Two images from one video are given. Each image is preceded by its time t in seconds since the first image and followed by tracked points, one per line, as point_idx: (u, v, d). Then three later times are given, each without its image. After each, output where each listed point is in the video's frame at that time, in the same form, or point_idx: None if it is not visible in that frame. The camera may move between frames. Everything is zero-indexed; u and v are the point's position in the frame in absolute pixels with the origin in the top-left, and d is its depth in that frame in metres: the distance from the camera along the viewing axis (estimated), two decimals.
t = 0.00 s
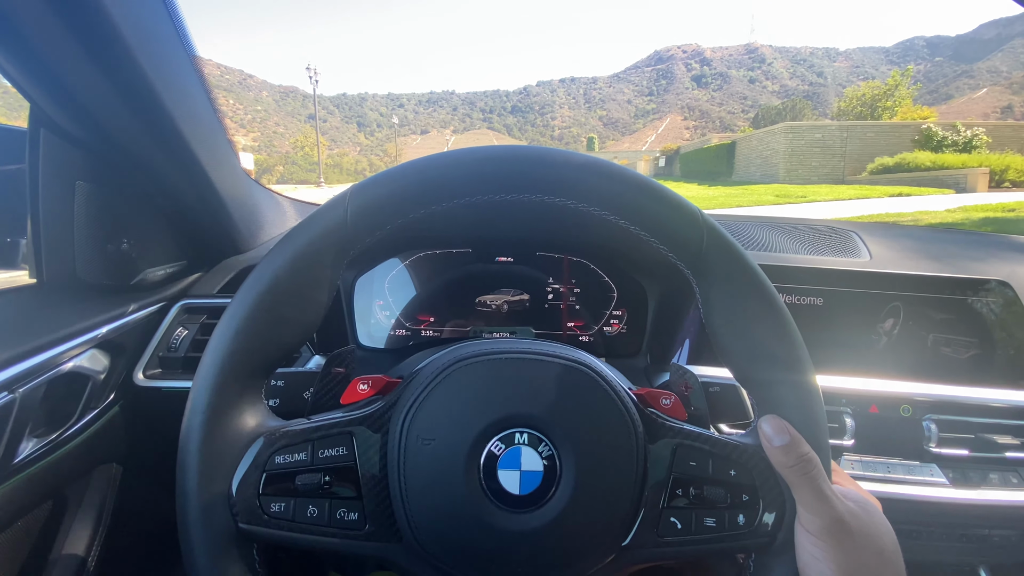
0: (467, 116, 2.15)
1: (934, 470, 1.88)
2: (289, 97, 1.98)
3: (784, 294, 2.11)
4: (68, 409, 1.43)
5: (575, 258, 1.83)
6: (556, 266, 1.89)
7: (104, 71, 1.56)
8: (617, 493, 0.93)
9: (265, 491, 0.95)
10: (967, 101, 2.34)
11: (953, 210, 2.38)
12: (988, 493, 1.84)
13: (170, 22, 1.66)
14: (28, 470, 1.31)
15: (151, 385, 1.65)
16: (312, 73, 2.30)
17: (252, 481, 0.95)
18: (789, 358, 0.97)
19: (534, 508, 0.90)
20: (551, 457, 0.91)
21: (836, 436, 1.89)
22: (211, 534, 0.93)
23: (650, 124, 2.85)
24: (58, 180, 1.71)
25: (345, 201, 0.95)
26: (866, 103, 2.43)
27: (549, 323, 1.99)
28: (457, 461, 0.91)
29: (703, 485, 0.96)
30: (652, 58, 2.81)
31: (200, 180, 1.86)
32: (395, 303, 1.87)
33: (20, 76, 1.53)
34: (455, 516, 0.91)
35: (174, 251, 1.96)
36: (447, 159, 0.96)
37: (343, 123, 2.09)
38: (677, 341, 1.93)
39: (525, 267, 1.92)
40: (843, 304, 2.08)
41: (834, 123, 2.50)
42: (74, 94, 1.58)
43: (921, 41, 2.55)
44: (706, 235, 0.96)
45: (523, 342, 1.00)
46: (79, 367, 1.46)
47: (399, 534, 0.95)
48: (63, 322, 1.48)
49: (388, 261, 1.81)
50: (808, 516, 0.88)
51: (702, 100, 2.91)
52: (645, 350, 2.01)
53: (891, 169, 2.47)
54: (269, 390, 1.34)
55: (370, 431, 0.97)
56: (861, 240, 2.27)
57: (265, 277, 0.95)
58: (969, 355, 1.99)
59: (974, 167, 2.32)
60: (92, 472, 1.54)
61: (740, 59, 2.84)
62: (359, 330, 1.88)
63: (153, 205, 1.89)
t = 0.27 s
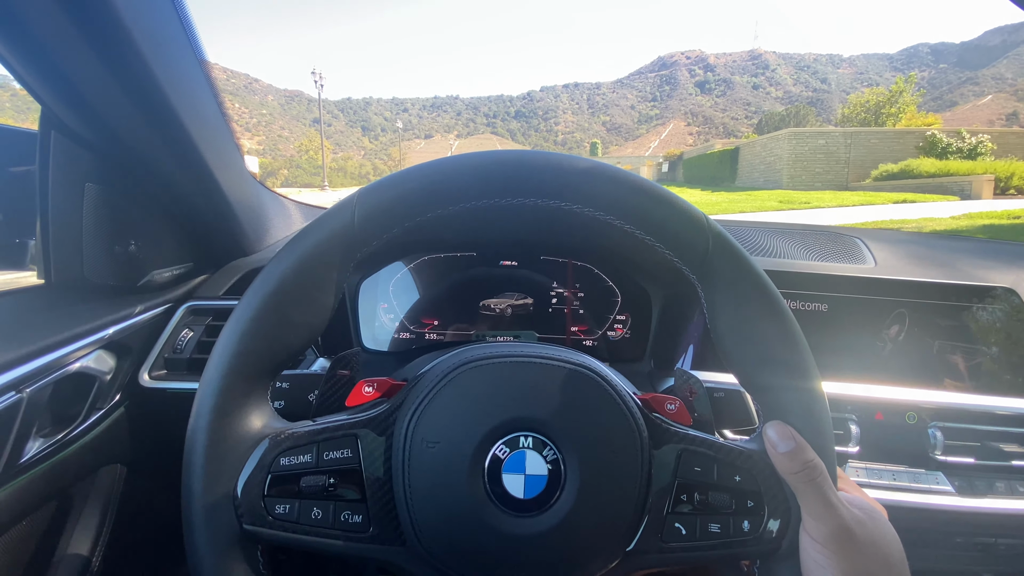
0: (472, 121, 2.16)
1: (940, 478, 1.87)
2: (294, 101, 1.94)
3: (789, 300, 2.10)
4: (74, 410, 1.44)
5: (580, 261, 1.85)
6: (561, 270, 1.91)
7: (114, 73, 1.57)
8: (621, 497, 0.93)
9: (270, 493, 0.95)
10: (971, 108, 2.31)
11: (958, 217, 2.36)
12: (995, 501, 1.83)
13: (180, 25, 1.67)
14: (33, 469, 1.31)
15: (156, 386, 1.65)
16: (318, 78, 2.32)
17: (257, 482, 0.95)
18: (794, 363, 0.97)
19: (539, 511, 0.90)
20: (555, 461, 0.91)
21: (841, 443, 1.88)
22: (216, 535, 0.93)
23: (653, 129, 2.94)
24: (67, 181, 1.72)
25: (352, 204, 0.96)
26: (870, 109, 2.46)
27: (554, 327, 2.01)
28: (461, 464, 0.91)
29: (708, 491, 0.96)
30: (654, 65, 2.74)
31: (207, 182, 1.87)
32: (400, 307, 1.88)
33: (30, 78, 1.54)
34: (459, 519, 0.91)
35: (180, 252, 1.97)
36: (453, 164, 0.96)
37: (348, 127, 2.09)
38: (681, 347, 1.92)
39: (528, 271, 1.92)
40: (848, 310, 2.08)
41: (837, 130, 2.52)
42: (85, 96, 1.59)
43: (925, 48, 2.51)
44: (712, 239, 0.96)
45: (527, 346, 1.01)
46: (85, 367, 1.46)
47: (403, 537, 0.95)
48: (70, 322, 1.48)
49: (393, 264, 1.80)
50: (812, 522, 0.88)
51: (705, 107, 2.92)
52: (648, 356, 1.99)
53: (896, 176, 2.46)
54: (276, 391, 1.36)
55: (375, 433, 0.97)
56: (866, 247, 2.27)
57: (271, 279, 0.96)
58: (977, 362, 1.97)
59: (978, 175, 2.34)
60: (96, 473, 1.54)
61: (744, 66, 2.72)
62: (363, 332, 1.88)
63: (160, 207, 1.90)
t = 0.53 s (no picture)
0: (474, 124, 2.16)
1: (942, 482, 1.86)
2: (299, 104, 1.97)
3: (791, 303, 2.10)
4: (72, 410, 1.44)
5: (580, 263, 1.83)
6: (560, 272, 1.90)
7: (113, 75, 1.57)
8: (617, 500, 0.93)
9: (264, 495, 0.95)
10: (976, 111, 2.30)
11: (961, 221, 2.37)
12: (997, 506, 1.81)
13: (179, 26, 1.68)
14: (31, 469, 1.31)
15: (155, 387, 1.65)
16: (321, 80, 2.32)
17: (252, 483, 0.95)
18: (794, 366, 0.96)
19: (534, 515, 0.89)
20: (551, 464, 0.90)
21: (842, 447, 1.87)
22: (210, 536, 0.93)
23: (656, 132, 2.88)
24: (67, 182, 1.72)
25: (348, 205, 0.95)
26: (874, 112, 2.50)
27: (554, 329, 2.01)
28: (457, 466, 0.91)
29: (705, 494, 0.95)
30: (658, 68, 2.76)
31: (207, 184, 1.87)
32: (399, 309, 1.87)
33: (30, 79, 1.54)
34: (454, 522, 0.90)
35: (180, 253, 1.97)
36: (450, 164, 0.96)
37: (352, 129, 2.11)
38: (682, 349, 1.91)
39: (528, 273, 1.91)
40: (849, 313, 2.07)
41: (841, 132, 2.52)
42: (84, 98, 1.59)
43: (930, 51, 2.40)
44: (710, 241, 0.95)
45: (524, 347, 1.00)
46: (84, 368, 1.46)
47: (398, 540, 0.94)
48: (69, 323, 1.48)
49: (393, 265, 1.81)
50: (810, 527, 0.87)
51: (708, 109, 2.89)
52: (648, 358, 1.99)
53: (901, 178, 2.45)
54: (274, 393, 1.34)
55: (370, 435, 0.97)
56: (868, 249, 2.26)
57: (267, 280, 0.95)
58: (979, 365, 1.96)
59: (983, 178, 2.29)
60: (94, 473, 1.54)
61: (747, 69, 2.74)
62: (363, 335, 1.88)
63: (160, 208, 1.90)
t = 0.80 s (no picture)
0: (477, 123, 2.16)
1: (941, 483, 1.85)
2: (303, 103, 1.96)
3: (790, 302, 2.09)
4: (71, 407, 1.45)
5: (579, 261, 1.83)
6: (560, 271, 1.90)
7: (112, 73, 1.57)
8: (611, 498, 0.93)
9: (260, 491, 0.95)
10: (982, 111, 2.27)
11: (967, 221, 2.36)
12: (996, 507, 1.81)
13: (178, 24, 1.68)
14: (30, 465, 1.32)
15: (155, 384, 1.66)
16: (325, 79, 2.33)
17: (247, 479, 0.95)
18: (789, 366, 0.96)
19: (528, 512, 0.89)
20: (545, 462, 0.91)
21: (840, 447, 1.87)
22: (205, 531, 0.93)
23: (660, 131, 2.85)
24: (67, 181, 1.72)
25: (345, 203, 0.96)
26: (879, 111, 2.48)
27: (552, 329, 1.98)
28: (451, 463, 0.91)
29: (699, 493, 0.95)
30: (661, 67, 2.68)
31: (207, 182, 1.87)
32: (399, 307, 1.88)
33: (30, 78, 1.54)
34: (448, 519, 0.90)
35: (179, 251, 1.98)
36: (447, 162, 0.96)
37: (355, 129, 2.10)
38: (680, 348, 1.91)
39: (528, 271, 1.91)
40: (848, 313, 2.06)
41: (846, 132, 2.53)
42: (85, 97, 1.60)
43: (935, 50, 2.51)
44: (706, 241, 0.95)
45: (519, 345, 1.00)
46: (84, 364, 1.47)
47: (392, 536, 0.95)
48: (69, 320, 1.49)
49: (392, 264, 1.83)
50: (803, 526, 0.87)
51: (712, 109, 2.83)
52: (647, 357, 1.99)
53: (903, 177, 2.42)
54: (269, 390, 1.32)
55: (365, 432, 0.97)
56: (869, 249, 2.26)
57: (263, 277, 0.96)
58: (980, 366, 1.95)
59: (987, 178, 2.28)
60: (94, 469, 1.54)
61: (751, 68, 2.73)
62: (362, 334, 1.89)
63: (160, 206, 1.91)
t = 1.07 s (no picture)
0: (481, 120, 2.14)
1: (949, 484, 1.84)
2: (307, 99, 1.99)
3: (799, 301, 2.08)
4: (78, 404, 1.45)
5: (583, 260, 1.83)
6: (565, 269, 1.89)
7: (118, 70, 1.57)
8: (619, 499, 0.92)
9: (267, 489, 0.95)
10: (988, 108, 2.32)
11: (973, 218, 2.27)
12: (1005, 508, 1.79)
13: (182, 19, 1.67)
14: (38, 462, 1.32)
15: (161, 381, 1.66)
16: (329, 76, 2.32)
17: (254, 478, 0.95)
18: (799, 367, 0.95)
19: (536, 513, 0.89)
20: (553, 462, 0.90)
21: (847, 447, 1.86)
22: (213, 530, 0.93)
23: (664, 128, 2.79)
24: (74, 178, 1.71)
25: (351, 201, 0.95)
26: (886, 109, 2.51)
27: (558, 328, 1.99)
28: (458, 463, 0.91)
29: (708, 494, 0.95)
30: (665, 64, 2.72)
31: (213, 179, 1.87)
32: (404, 305, 1.89)
33: (38, 74, 1.53)
34: (455, 519, 0.90)
35: (184, 249, 1.98)
36: (454, 161, 0.95)
37: (360, 125, 2.09)
38: (686, 346, 1.90)
39: (533, 269, 1.90)
40: (858, 313, 2.05)
41: (851, 129, 2.53)
42: (91, 93, 1.59)
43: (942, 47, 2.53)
44: (716, 240, 0.94)
45: (527, 345, 1.00)
46: (90, 361, 1.47)
47: (400, 536, 0.94)
48: (76, 316, 1.49)
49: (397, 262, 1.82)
50: (813, 528, 0.87)
51: (716, 106, 2.84)
52: (653, 355, 1.98)
53: (910, 177, 2.37)
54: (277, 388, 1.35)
55: (373, 431, 0.97)
56: (879, 249, 2.24)
57: (271, 275, 0.96)
58: (988, 365, 1.94)
59: (995, 175, 2.29)
60: (101, 466, 1.55)
61: (757, 64, 2.82)
62: (367, 332, 1.90)
63: (166, 203, 1.91)
